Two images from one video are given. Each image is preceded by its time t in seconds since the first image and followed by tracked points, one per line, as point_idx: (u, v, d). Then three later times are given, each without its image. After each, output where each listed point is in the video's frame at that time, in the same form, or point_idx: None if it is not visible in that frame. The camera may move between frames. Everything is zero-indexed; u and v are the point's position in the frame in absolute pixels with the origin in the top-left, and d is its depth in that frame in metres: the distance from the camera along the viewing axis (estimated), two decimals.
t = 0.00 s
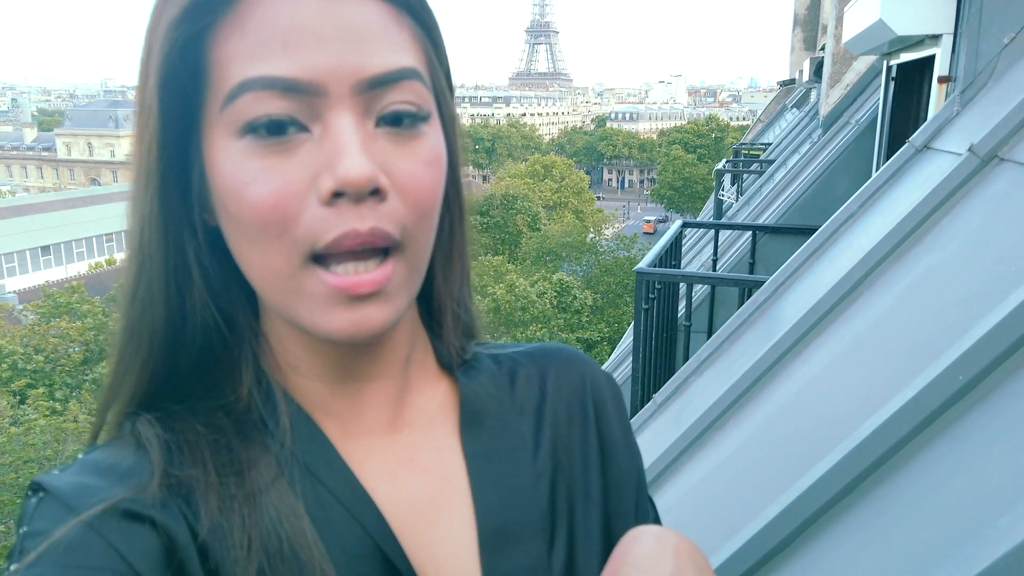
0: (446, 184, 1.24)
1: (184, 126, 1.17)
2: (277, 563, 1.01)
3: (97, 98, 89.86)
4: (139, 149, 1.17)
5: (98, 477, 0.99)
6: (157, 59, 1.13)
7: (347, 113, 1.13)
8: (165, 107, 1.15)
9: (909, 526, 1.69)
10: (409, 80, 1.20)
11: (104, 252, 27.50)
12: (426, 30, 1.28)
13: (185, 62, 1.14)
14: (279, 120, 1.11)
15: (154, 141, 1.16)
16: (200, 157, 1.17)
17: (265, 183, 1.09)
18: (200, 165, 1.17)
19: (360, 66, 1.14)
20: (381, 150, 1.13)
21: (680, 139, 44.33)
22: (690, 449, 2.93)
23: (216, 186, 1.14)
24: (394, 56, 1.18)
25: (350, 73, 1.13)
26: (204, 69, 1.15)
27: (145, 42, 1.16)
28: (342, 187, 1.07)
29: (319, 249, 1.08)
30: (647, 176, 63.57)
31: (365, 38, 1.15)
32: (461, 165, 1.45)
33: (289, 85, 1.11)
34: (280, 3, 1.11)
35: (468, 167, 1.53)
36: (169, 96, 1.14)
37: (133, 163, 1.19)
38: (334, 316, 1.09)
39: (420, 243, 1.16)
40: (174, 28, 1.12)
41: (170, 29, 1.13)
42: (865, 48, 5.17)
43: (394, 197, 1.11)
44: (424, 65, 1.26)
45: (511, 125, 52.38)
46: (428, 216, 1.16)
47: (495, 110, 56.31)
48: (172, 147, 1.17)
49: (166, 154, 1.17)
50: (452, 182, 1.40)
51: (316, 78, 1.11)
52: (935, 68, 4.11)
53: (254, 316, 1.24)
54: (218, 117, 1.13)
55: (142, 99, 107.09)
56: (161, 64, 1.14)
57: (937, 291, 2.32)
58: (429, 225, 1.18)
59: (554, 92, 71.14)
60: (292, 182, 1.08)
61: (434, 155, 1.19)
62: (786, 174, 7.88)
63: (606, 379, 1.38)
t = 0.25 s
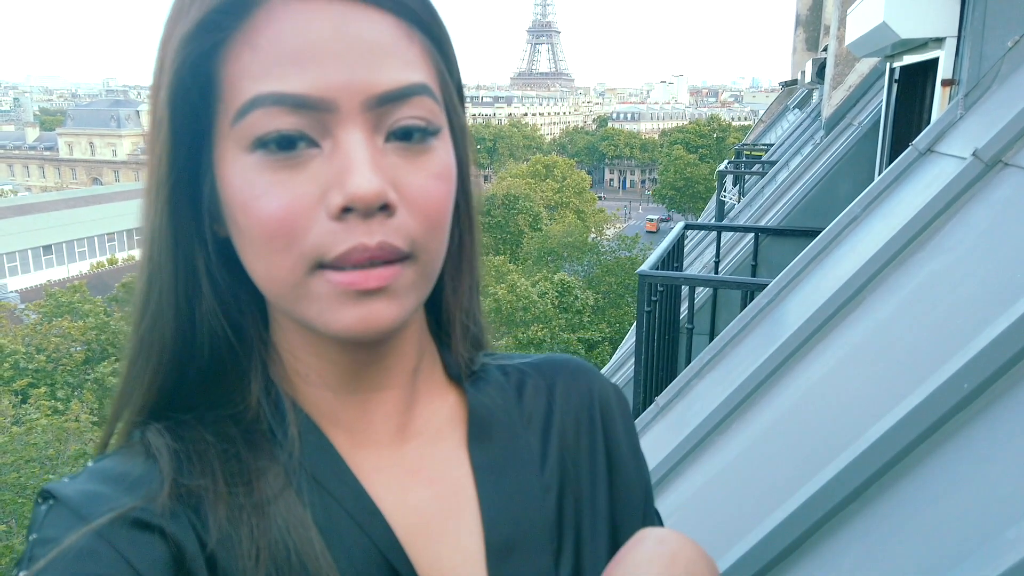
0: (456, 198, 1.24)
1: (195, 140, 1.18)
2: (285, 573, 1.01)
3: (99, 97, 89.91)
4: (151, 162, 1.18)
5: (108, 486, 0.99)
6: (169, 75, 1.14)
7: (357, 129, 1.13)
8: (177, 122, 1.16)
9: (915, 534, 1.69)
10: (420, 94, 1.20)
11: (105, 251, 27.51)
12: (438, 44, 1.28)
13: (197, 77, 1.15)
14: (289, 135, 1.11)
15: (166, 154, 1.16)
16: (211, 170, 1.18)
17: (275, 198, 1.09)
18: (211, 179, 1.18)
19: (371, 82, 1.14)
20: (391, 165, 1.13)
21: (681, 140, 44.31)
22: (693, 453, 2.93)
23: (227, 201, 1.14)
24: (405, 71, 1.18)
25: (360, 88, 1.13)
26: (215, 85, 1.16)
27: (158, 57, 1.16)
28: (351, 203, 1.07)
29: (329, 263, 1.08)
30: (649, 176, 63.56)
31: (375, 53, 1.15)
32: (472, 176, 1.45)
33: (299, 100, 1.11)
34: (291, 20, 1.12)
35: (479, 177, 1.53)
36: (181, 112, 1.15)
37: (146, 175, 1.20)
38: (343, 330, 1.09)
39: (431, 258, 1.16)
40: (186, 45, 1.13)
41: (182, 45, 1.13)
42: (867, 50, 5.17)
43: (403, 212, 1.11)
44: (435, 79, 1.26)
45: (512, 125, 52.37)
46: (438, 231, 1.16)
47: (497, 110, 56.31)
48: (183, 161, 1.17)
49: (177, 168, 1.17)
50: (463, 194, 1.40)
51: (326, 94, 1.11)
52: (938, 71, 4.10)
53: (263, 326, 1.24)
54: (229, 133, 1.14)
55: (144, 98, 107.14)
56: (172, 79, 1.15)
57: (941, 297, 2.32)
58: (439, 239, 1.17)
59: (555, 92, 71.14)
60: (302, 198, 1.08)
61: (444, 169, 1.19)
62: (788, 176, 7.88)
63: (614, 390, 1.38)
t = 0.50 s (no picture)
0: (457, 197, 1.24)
1: (196, 138, 1.18)
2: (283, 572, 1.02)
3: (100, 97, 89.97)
4: (152, 162, 1.18)
5: (107, 483, 0.99)
6: (172, 73, 1.14)
7: (358, 128, 1.13)
8: (179, 120, 1.16)
9: (914, 534, 1.68)
10: (421, 93, 1.20)
11: (106, 251, 27.50)
12: (439, 43, 1.28)
13: (199, 75, 1.15)
14: (290, 133, 1.11)
15: (168, 152, 1.17)
16: (213, 168, 1.18)
17: (277, 196, 1.09)
18: (213, 176, 1.18)
19: (372, 81, 1.14)
20: (392, 164, 1.13)
21: (682, 140, 44.29)
22: (693, 453, 2.93)
23: (228, 199, 1.14)
24: (406, 69, 1.18)
25: (361, 87, 1.13)
26: (217, 83, 1.16)
27: (161, 54, 1.17)
28: (352, 202, 1.08)
29: (330, 261, 1.08)
30: (650, 176, 63.55)
31: (377, 52, 1.15)
32: (474, 175, 1.45)
33: (299, 99, 1.11)
34: (292, 18, 1.12)
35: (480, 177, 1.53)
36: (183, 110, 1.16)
37: (148, 173, 1.20)
38: (345, 327, 1.10)
39: (432, 256, 1.16)
40: (189, 43, 1.13)
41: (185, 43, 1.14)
42: (868, 50, 5.16)
43: (404, 211, 1.12)
44: (436, 78, 1.26)
45: (513, 124, 52.36)
46: (439, 229, 1.17)
47: (498, 110, 56.30)
48: (185, 159, 1.17)
49: (180, 166, 1.17)
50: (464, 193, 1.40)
51: (327, 93, 1.12)
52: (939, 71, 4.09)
53: (264, 325, 1.25)
54: (231, 131, 1.14)
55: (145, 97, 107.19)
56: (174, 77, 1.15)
57: (941, 297, 2.32)
58: (441, 238, 1.18)
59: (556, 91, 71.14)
60: (303, 197, 1.09)
61: (445, 168, 1.19)
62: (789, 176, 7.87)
63: (614, 392, 1.38)
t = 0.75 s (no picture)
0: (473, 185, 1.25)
1: (214, 125, 1.19)
2: (295, 559, 1.02)
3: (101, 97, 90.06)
4: (171, 148, 1.19)
5: (121, 470, 1.00)
6: (191, 59, 1.15)
7: (377, 115, 1.14)
8: (199, 106, 1.17)
9: (916, 527, 1.69)
10: (438, 82, 1.21)
11: (108, 251, 27.52)
12: (456, 33, 1.29)
13: (218, 62, 1.16)
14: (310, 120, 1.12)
15: (185, 139, 1.17)
16: (231, 156, 1.19)
17: (297, 182, 1.10)
18: (231, 164, 1.19)
19: (391, 68, 1.15)
20: (411, 152, 1.14)
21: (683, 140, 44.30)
22: (697, 449, 2.94)
23: (248, 186, 1.15)
24: (424, 58, 1.19)
25: (380, 75, 1.14)
26: (237, 70, 1.17)
27: (180, 42, 1.17)
28: (372, 188, 1.08)
29: (349, 247, 1.09)
30: (650, 176, 63.55)
31: (396, 40, 1.16)
32: (487, 166, 1.46)
33: (320, 85, 1.12)
34: (313, 6, 1.13)
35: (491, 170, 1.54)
36: (202, 97, 1.16)
37: (165, 161, 1.20)
38: (362, 313, 1.10)
39: (448, 244, 1.17)
40: (210, 30, 1.14)
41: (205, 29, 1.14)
42: (870, 49, 5.16)
43: (422, 198, 1.12)
44: (452, 67, 1.27)
45: (514, 125, 52.36)
46: (455, 217, 1.17)
47: (498, 110, 56.33)
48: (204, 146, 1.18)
49: (199, 153, 1.18)
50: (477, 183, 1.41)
51: (348, 80, 1.13)
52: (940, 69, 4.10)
53: (277, 314, 1.25)
54: (250, 118, 1.15)
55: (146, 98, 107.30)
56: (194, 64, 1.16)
57: (944, 292, 2.32)
58: (457, 226, 1.18)
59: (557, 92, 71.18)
60: (322, 183, 1.10)
61: (461, 157, 1.20)
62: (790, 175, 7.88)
63: (624, 384, 1.39)
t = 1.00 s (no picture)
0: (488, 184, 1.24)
1: (230, 122, 1.19)
2: (306, 555, 1.02)
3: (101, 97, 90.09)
4: (186, 144, 1.19)
5: (134, 465, 1.00)
6: (208, 56, 1.15)
7: (393, 113, 1.14)
8: (216, 103, 1.17)
9: (920, 525, 1.69)
10: (455, 80, 1.21)
11: (108, 251, 27.52)
12: (471, 32, 1.29)
13: (235, 59, 1.17)
14: (326, 117, 1.12)
15: (202, 135, 1.18)
16: (246, 153, 1.19)
17: (312, 179, 1.10)
18: (246, 160, 1.19)
19: (408, 67, 1.15)
20: (426, 150, 1.14)
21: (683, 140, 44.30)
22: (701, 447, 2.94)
23: (263, 183, 1.15)
24: (441, 56, 1.19)
25: (397, 73, 1.14)
26: (253, 68, 1.17)
27: (198, 39, 1.18)
28: (387, 186, 1.08)
29: (363, 244, 1.09)
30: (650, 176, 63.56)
31: (413, 38, 1.16)
32: (500, 165, 1.46)
33: (336, 83, 1.12)
34: (329, 4, 1.13)
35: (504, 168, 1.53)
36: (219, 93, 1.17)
37: (180, 157, 1.21)
38: (376, 309, 1.10)
39: (462, 242, 1.17)
40: (227, 27, 1.15)
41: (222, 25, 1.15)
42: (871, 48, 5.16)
43: (437, 197, 1.12)
44: (468, 66, 1.27)
45: (514, 125, 52.37)
46: (470, 215, 1.17)
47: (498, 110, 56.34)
48: (219, 143, 1.19)
49: (214, 149, 1.19)
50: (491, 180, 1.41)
51: (364, 77, 1.12)
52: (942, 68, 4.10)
53: (289, 311, 1.25)
54: (266, 116, 1.15)
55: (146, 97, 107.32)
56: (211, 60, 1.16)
57: (948, 290, 2.32)
58: (471, 224, 1.18)
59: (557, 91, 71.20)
60: (337, 180, 1.10)
61: (476, 155, 1.20)
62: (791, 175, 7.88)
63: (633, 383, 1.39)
